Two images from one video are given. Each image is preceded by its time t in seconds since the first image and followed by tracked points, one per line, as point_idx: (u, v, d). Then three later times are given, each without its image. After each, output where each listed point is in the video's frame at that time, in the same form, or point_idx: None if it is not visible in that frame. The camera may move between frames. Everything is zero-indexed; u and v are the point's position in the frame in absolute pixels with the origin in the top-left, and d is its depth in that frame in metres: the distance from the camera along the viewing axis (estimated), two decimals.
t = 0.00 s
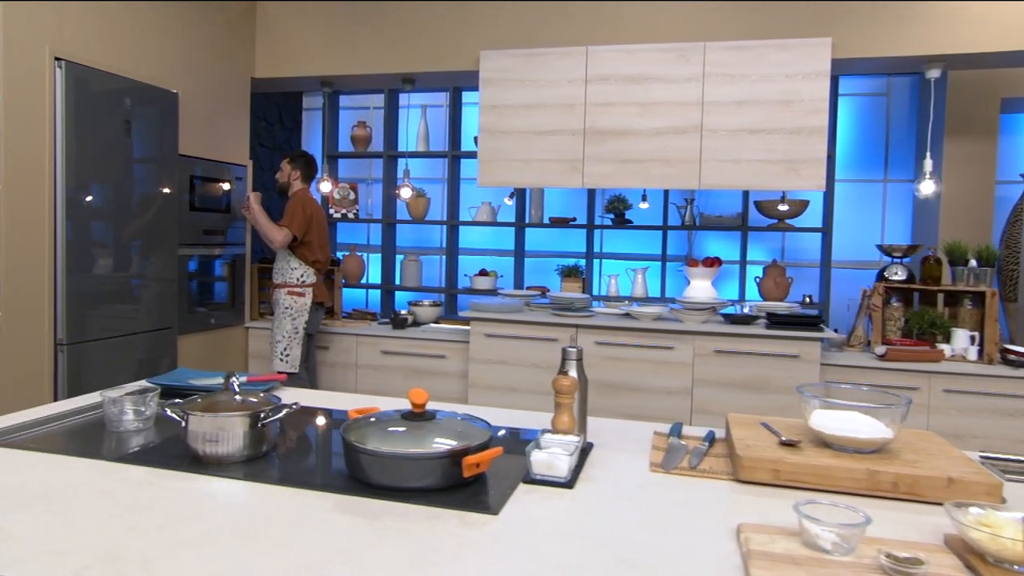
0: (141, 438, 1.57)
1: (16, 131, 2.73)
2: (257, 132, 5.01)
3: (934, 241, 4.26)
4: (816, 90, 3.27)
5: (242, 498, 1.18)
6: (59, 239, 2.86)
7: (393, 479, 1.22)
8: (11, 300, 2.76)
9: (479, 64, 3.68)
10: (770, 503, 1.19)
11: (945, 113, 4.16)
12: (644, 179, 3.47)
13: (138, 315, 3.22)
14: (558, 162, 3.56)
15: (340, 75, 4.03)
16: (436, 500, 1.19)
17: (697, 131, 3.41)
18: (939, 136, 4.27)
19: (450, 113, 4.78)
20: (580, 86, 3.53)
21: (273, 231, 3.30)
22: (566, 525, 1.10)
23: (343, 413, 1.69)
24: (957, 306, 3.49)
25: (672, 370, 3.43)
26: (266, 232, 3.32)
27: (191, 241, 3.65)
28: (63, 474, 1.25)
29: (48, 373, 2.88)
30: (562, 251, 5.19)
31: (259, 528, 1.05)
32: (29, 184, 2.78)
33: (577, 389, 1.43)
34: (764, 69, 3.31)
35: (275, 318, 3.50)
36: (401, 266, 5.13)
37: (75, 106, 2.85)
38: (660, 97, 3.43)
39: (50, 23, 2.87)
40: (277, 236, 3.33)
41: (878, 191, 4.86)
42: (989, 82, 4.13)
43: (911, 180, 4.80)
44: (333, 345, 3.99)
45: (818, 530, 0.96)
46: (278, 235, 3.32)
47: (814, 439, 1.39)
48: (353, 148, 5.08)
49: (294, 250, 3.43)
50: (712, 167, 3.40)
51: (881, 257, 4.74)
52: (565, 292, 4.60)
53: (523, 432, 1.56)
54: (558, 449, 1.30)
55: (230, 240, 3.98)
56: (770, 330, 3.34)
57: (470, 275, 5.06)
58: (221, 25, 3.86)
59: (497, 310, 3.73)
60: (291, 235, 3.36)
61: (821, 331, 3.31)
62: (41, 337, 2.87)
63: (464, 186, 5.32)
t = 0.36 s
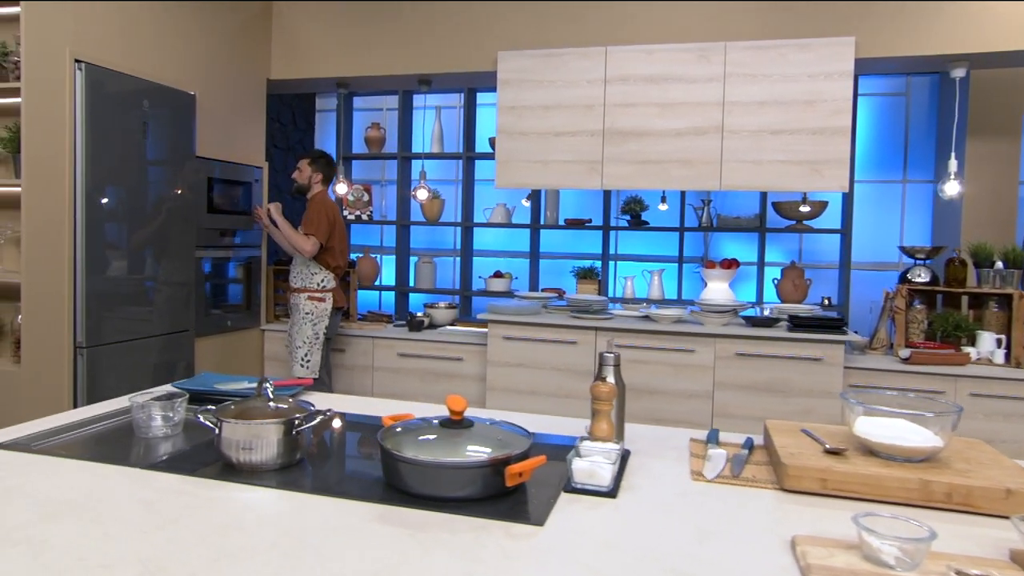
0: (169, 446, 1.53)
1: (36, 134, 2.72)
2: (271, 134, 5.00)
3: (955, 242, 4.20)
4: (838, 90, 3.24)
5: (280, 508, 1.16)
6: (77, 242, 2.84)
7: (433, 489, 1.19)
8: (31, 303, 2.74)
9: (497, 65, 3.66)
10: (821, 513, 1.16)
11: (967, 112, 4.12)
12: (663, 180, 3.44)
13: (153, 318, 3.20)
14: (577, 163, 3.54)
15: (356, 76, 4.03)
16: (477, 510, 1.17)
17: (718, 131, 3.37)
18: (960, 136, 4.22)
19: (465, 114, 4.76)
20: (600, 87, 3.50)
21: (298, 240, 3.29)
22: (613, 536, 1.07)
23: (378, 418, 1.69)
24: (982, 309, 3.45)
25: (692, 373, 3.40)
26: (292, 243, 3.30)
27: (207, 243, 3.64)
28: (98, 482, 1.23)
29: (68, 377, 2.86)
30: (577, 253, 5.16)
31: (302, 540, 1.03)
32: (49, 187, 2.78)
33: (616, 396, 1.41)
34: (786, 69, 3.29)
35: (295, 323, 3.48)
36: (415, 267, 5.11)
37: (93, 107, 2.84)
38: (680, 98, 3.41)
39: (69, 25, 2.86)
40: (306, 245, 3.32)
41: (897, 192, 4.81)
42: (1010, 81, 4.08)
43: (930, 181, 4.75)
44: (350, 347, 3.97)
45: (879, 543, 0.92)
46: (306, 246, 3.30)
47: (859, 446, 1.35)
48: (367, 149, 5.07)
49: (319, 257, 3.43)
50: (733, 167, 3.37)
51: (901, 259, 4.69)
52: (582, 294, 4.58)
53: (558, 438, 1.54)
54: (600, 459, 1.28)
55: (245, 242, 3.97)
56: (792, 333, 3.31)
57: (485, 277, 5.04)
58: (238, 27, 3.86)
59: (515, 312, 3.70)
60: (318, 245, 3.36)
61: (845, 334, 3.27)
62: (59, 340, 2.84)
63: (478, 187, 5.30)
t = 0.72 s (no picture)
0: (196, 455, 1.50)
1: (51, 135, 2.69)
2: (282, 135, 4.97)
3: (974, 245, 4.16)
4: (860, 91, 3.20)
5: (319, 524, 1.12)
6: (92, 244, 2.81)
7: (475, 503, 1.16)
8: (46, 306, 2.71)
9: (513, 66, 3.63)
10: (876, 529, 1.12)
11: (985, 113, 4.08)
12: (681, 182, 3.40)
13: (165, 322, 3.18)
14: (594, 165, 3.50)
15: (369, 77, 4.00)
16: (522, 525, 1.13)
17: (736, 133, 3.34)
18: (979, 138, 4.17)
19: (477, 115, 4.73)
20: (617, 88, 3.47)
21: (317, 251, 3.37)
22: (666, 554, 1.04)
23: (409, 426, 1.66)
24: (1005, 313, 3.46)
25: (710, 377, 3.37)
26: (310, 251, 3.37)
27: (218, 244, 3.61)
28: (130, 495, 1.20)
29: (83, 380, 2.83)
30: (589, 255, 5.12)
31: (347, 558, 1.00)
32: (64, 188, 2.75)
33: (656, 406, 1.38)
34: (806, 70, 3.25)
35: (320, 328, 3.56)
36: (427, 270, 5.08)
37: (109, 108, 2.82)
38: (698, 99, 3.37)
39: (84, 25, 2.83)
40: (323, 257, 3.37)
41: (913, 193, 4.77)
42: None
43: (946, 182, 4.71)
44: (364, 351, 3.97)
45: (947, 563, 0.89)
46: (325, 258, 3.36)
47: (907, 457, 1.32)
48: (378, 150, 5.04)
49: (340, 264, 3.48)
50: (752, 169, 3.33)
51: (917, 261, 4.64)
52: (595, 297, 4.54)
53: (592, 447, 1.51)
54: (643, 471, 1.25)
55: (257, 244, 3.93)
56: (813, 337, 3.27)
57: (496, 279, 5.00)
58: (251, 28, 3.83)
59: (530, 316, 3.66)
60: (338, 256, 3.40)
61: (865, 338, 3.23)
62: (74, 344, 2.81)
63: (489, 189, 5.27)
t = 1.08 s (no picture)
0: (219, 463, 1.45)
1: (61, 133, 2.65)
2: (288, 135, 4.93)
3: (988, 246, 4.13)
4: (878, 90, 3.16)
5: (360, 537, 1.09)
6: (102, 245, 2.78)
7: (518, 514, 1.13)
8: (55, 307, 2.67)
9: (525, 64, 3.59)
10: (934, 542, 1.08)
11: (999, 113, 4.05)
12: (697, 182, 3.37)
13: (174, 323, 3.14)
14: (608, 165, 3.47)
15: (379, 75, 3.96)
16: (568, 538, 1.10)
17: (752, 132, 3.30)
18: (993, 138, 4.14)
19: (486, 114, 4.68)
20: (631, 87, 3.43)
21: (337, 257, 3.33)
22: (721, 567, 1.00)
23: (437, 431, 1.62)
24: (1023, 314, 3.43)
25: (726, 379, 3.34)
26: (331, 257, 3.34)
27: (223, 244, 3.55)
28: (162, 507, 1.16)
29: (92, 383, 2.79)
30: (597, 255, 5.08)
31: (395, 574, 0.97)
32: (73, 188, 2.71)
33: (699, 412, 1.34)
34: (824, 68, 3.21)
35: (331, 330, 3.52)
36: (434, 270, 5.04)
37: (120, 106, 2.78)
38: (714, 98, 3.34)
39: (93, 23, 2.78)
40: (346, 262, 3.35)
41: (923, 194, 4.74)
42: None
43: (958, 183, 4.68)
44: (373, 352, 3.92)
45: None
46: (348, 263, 3.34)
47: (958, 466, 1.28)
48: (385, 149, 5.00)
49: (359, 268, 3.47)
50: (768, 169, 3.30)
51: (928, 263, 4.62)
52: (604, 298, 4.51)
53: (628, 453, 1.48)
54: (690, 481, 1.21)
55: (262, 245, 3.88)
56: (830, 338, 3.24)
57: (504, 280, 4.97)
58: (259, 26, 3.78)
59: (543, 317, 3.63)
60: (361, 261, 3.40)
61: (883, 340, 3.20)
62: (83, 346, 2.77)
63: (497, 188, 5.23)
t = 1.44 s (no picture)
0: (242, 469, 1.41)
1: (66, 130, 2.59)
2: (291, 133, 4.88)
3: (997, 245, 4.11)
4: (892, 88, 3.13)
5: (402, 549, 1.05)
6: (108, 245, 2.72)
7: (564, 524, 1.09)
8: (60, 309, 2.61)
9: (535, 61, 3.55)
10: (996, 551, 1.05)
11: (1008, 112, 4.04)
12: (709, 181, 3.34)
13: (180, 324, 3.09)
14: (619, 163, 3.44)
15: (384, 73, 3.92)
16: (619, 549, 1.06)
17: (765, 130, 3.28)
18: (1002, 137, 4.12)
19: (491, 111, 4.64)
20: (642, 84, 3.40)
21: (348, 258, 3.20)
22: None
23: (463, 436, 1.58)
24: None
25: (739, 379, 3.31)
26: (340, 256, 3.20)
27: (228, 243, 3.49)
28: (193, 518, 1.12)
29: (98, 385, 2.73)
30: (602, 254, 5.05)
31: None
32: (78, 186, 2.65)
33: (742, 415, 1.30)
34: (838, 65, 3.18)
35: (325, 331, 3.31)
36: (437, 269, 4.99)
37: (125, 103, 2.74)
38: (727, 95, 3.31)
39: (99, 18, 2.73)
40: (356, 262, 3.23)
41: (930, 193, 4.73)
42: None
43: (965, 181, 4.66)
44: (379, 352, 3.87)
45: None
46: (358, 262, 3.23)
47: (1009, 471, 1.24)
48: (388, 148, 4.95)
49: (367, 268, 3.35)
50: (781, 167, 3.27)
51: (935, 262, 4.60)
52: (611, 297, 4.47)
53: (663, 456, 1.44)
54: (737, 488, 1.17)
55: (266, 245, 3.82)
56: (844, 338, 3.21)
57: (509, 279, 4.92)
58: (265, 22, 3.73)
59: (552, 317, 3.59)
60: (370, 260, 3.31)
61: (898, 339, 3.17)
62: (88, 348, 2.71)
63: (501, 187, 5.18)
